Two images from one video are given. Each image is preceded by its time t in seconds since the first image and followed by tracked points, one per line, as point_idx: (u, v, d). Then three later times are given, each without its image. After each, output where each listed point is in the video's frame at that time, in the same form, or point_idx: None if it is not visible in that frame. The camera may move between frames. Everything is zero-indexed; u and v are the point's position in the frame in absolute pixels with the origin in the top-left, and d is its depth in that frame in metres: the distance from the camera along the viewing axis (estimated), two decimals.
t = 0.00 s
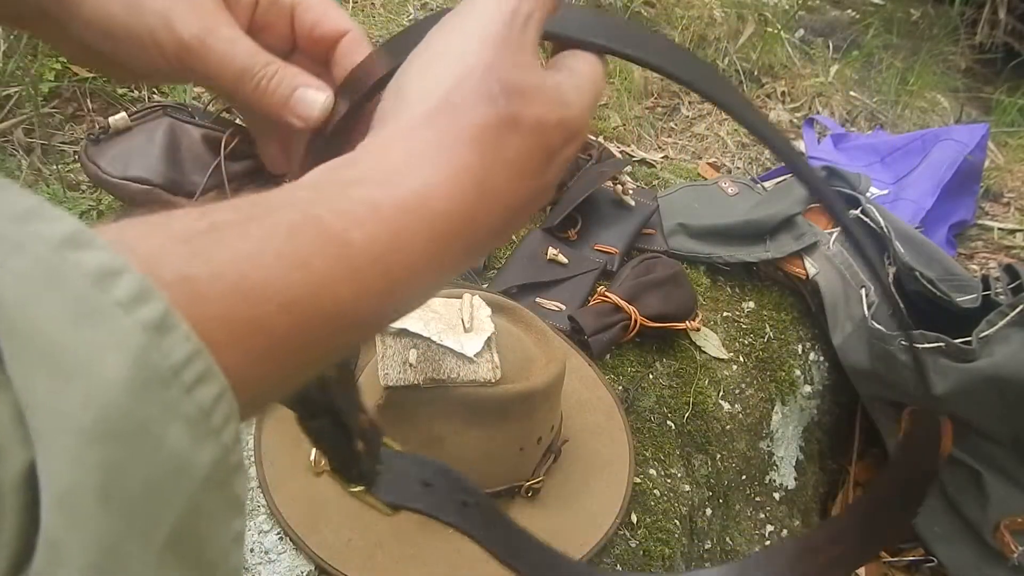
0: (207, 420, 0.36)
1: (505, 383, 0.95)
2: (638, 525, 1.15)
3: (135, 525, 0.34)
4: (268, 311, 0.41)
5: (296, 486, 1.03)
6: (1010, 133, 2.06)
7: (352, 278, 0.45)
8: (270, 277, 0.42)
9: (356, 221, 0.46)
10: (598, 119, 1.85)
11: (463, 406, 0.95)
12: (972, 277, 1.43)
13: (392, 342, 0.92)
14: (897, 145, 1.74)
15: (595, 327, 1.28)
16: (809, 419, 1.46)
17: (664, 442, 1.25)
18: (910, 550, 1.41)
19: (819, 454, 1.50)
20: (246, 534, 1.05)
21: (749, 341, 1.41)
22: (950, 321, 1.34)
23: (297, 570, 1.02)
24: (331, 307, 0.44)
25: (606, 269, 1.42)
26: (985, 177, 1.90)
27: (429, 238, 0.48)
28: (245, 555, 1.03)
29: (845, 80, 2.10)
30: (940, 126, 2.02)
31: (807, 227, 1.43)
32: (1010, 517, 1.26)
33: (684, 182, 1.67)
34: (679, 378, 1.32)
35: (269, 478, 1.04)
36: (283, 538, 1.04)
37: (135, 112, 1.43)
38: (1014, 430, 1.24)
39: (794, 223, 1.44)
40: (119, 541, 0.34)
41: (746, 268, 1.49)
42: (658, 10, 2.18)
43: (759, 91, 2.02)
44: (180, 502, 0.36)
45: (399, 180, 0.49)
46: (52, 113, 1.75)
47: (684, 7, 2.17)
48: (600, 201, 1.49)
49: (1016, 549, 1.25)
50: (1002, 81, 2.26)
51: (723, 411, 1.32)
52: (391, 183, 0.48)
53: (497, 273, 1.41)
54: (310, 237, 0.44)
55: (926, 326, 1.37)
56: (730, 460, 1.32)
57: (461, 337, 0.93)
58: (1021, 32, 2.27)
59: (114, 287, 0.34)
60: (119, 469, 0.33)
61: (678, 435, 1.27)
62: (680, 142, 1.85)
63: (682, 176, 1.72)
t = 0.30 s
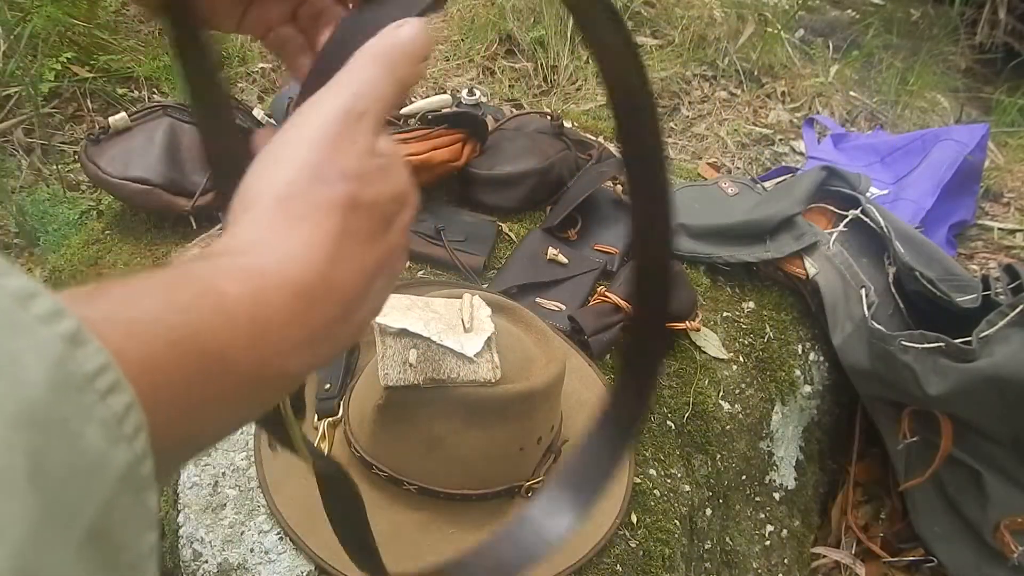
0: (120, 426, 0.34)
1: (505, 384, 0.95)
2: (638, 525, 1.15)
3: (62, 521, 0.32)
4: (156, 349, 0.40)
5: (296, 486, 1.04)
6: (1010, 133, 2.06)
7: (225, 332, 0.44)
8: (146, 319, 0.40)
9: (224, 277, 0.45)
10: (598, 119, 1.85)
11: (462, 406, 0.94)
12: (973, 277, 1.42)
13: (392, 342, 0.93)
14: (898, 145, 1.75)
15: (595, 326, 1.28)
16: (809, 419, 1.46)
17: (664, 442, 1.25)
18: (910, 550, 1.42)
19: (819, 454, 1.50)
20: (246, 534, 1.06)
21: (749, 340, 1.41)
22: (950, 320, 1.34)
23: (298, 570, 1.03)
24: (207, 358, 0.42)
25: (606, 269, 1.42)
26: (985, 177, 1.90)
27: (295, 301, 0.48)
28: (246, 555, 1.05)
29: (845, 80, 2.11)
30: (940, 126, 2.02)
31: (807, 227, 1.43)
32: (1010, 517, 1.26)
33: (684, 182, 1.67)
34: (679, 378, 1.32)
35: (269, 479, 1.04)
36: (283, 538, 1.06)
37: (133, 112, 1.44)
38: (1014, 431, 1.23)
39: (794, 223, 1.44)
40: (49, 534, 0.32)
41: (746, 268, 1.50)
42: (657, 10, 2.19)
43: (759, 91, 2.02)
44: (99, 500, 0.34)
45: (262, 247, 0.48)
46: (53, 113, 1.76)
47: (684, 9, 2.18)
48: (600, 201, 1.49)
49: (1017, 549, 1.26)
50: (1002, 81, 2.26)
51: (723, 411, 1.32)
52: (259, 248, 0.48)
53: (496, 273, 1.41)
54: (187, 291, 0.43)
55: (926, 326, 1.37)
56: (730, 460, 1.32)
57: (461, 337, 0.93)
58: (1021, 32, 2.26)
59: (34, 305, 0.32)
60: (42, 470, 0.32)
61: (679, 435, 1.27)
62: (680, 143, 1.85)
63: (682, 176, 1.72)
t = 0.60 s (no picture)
0: (51, 361, 0.32)
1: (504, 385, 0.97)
2: (638, 525, 1.15)
3: None
4: (87, 281, 0.36)
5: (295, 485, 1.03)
6: (1010, 133, 2.06)
7: (169, 256, 0.39)
8: (67, 251, 0.37)
9: (155, 198, 0.40)
10: (598, 119, 1.86)
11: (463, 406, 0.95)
12: (972, 277, 1.42)
13: (393, 342, 0.92)
14: (897, 145, 1.75)
15: (595, 326, 1.28)
16: (809, 419, 1.46)
17: (664, 442, 1.25)
18: (910, 551, 1.43)
19: (819, 454, 1.50)
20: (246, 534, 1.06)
21: (749, 340, 1.41)
22: (950, 320, 1.34)
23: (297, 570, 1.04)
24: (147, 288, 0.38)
25: (606, 269, 1.41)
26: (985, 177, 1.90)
27: (245, 227, 0.41)
28: (246, 556, 1.05)
29: (845, 80, 2.11)
30: (940, 126, 2.02)
31: (807, 227, 1.43)
32: (1010, 517, 1.26)
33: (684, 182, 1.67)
34: (679, 379, 1.32)
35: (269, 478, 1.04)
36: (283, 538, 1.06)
37: (133, 113, 1.44)
38: (1015, 431, 1.23)
39: (794, 223, 1.44)
40: None
41: (746, 268, 1.50)
42: (657, 10, 2.19)
43: (759, 91, 2.02)
44: (35, 443, 0.31)
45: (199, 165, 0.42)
46: (53, 113, 1.76)
47: (684, 9, 2.19)
48: (600, 201, 1.50)
49: (1016, 549, 1.26)
50: (1002, 81, 2.26)
51: (723, 411, 1.32)
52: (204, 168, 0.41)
53: (496, 273, 1.41)
54: (112, 218, 0.39)
55: (926, 326, 1.37)
56: (730, 460, 1.32)
57: (462, 338, 0.95)
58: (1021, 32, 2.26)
59: None
60: None
61: (679, 435, 1.27)
62: (680, 143, 1.85)
63: (682, 176, 1.72)
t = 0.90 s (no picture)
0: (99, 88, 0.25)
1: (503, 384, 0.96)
2: (638, 525, 1.15)
3: (60, 157, 0.24)
4: (161, 64, 0.31)
5: (296, 485, 1.03)
6: (1011, 133, 2.06)
7: (240, 61, 0.34)
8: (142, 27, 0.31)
9: None
10: (598, 119, 1.86)
11: (463, 406, 0.95)
12: (973, 277, 1.42)
13: (393, 342, 0.95)
14: (898, 145, 1.75)
15: (595, 327, 1.28)
16: (809, 419, 1.46)
17: (664, 442, 1.25)
18: (910, 550, 1.42)
19: (819, 454, 1.50)
20: (246, 534, 1.06)
21: (749, 340, 1.41)
22: (950, 320, 1.34)
23: (297, 570, 1.04)
24: (213, 50, 0.33)
25: (606, 269, 1.41)
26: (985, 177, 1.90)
27: (296, 53, 0.38)
28: (246, 556, 1.05)
29: (845, 80, 2.11)
30: (940, 126, 2.02)
31: (807, 227, 1.43)
32: (1010, 517, 1.26)
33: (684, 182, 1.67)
34: (679, 379, 1.32)
35: (268, 477, 1.04)
36: (283, 538, 1.06)
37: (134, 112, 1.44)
38: (1015, 431, 1.23)
39: (794, 223, 1.44)
40: (38, 179, 0.23)
41: (746, 268, 1.50)
42: (657, 11, 2.20)
43: (759, 91, 2.02)
44: (94, 172, 0.25)
45: None
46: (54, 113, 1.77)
47: (684, 9, 2.20)
48: (600, 202, 1.50)
49: (1016, 549, 1.25)
50: (1002, 81, 2.26)
51: (723, 411, 1.32)
52: None
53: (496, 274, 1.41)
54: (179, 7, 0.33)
55: (925, 327, 1.38)
56: (730, 460, 1.32)
57: (461, 339, 0.95)
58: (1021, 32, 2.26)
59: None
60: None
61: (679, 435, 1.27)
62: (679, 143, 1.85)
63: (682, 176, 1.72)
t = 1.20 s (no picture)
0: None
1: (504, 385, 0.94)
2: (639, 525, 1.15)
3: None
4: None
5: (296, 485, 1.03)
6: (1011, 134, 2.06)
7: None
8: None
9: None
10: (598, 119, 1.86)
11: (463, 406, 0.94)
12: (973, 277, 1.42)
13: (392, 341, 0.92)
14: (898, 145, 1.75)
15: (595, 326, 1.28)
16: (809, 419, 1.46)
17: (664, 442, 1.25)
18: (910, 550, 1.42)
19: (819, 455, 1.50)
20: (246, 534, 1.06)
21: (749, 340, 1.41)
22: (950, 320, 1.34)
23: (297, 570, 1.04)
24: None
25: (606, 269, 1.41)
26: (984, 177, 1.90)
27: None
28: (246, 556, 1.05)
29: (845, 80, 2.11)
30: (940, 126, 2.02)
31: (807, 227, 1.43)
32: (1011, 517, 1.26)
33: (684, 182, 1.67)
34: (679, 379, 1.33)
35: (268, 477, 1.04)
36: (284, 538, 1.05)
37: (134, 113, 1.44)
38: (1015, 431, 1.23)
39: (794, 223, 1.44)
40: None
41: (746, 268, 1.50)
42: (657, 11, 2.21)
43: (759, 91, 2.02)
44: None
45: None
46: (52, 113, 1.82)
47: (685, 9, 2.21)
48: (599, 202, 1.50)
49: (1016, 549, 1.26)
50: (1002, 81, 2.26)
51: (723, 411, 1.32)
52: None
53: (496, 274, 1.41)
54: None
55: (925, 327, 1.38)
56: (730, 460, 1.32)
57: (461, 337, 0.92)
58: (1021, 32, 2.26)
59: None
60: None
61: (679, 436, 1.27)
62: (679, 142, 1.85)
63: (682, 176, 1.72)
